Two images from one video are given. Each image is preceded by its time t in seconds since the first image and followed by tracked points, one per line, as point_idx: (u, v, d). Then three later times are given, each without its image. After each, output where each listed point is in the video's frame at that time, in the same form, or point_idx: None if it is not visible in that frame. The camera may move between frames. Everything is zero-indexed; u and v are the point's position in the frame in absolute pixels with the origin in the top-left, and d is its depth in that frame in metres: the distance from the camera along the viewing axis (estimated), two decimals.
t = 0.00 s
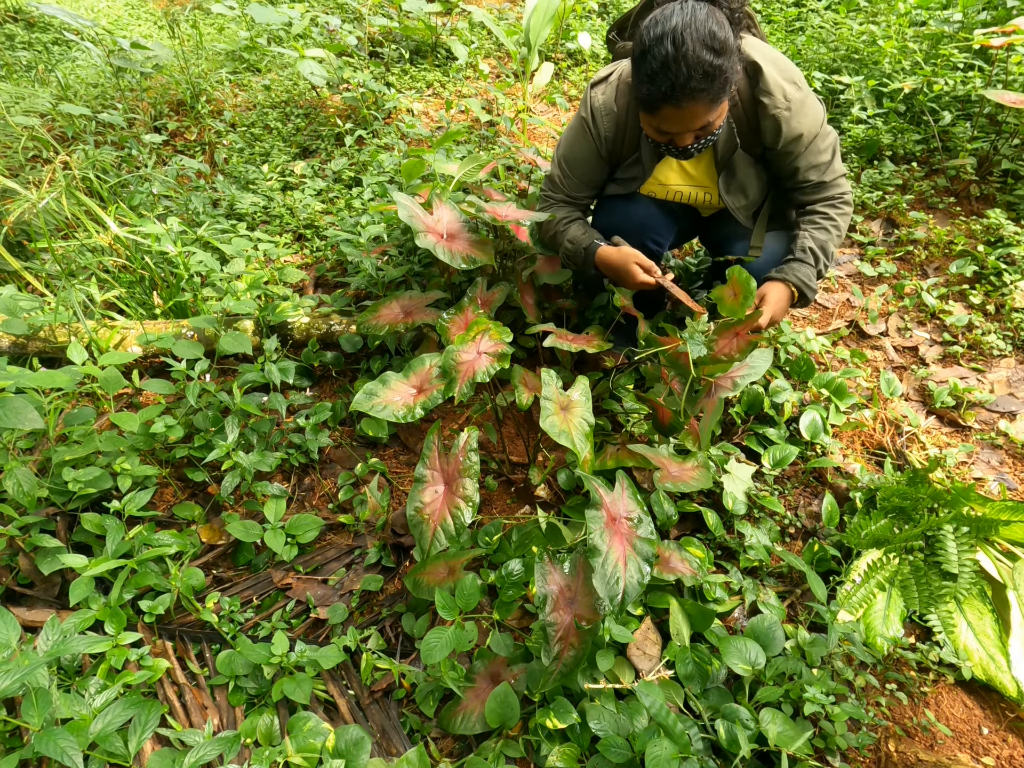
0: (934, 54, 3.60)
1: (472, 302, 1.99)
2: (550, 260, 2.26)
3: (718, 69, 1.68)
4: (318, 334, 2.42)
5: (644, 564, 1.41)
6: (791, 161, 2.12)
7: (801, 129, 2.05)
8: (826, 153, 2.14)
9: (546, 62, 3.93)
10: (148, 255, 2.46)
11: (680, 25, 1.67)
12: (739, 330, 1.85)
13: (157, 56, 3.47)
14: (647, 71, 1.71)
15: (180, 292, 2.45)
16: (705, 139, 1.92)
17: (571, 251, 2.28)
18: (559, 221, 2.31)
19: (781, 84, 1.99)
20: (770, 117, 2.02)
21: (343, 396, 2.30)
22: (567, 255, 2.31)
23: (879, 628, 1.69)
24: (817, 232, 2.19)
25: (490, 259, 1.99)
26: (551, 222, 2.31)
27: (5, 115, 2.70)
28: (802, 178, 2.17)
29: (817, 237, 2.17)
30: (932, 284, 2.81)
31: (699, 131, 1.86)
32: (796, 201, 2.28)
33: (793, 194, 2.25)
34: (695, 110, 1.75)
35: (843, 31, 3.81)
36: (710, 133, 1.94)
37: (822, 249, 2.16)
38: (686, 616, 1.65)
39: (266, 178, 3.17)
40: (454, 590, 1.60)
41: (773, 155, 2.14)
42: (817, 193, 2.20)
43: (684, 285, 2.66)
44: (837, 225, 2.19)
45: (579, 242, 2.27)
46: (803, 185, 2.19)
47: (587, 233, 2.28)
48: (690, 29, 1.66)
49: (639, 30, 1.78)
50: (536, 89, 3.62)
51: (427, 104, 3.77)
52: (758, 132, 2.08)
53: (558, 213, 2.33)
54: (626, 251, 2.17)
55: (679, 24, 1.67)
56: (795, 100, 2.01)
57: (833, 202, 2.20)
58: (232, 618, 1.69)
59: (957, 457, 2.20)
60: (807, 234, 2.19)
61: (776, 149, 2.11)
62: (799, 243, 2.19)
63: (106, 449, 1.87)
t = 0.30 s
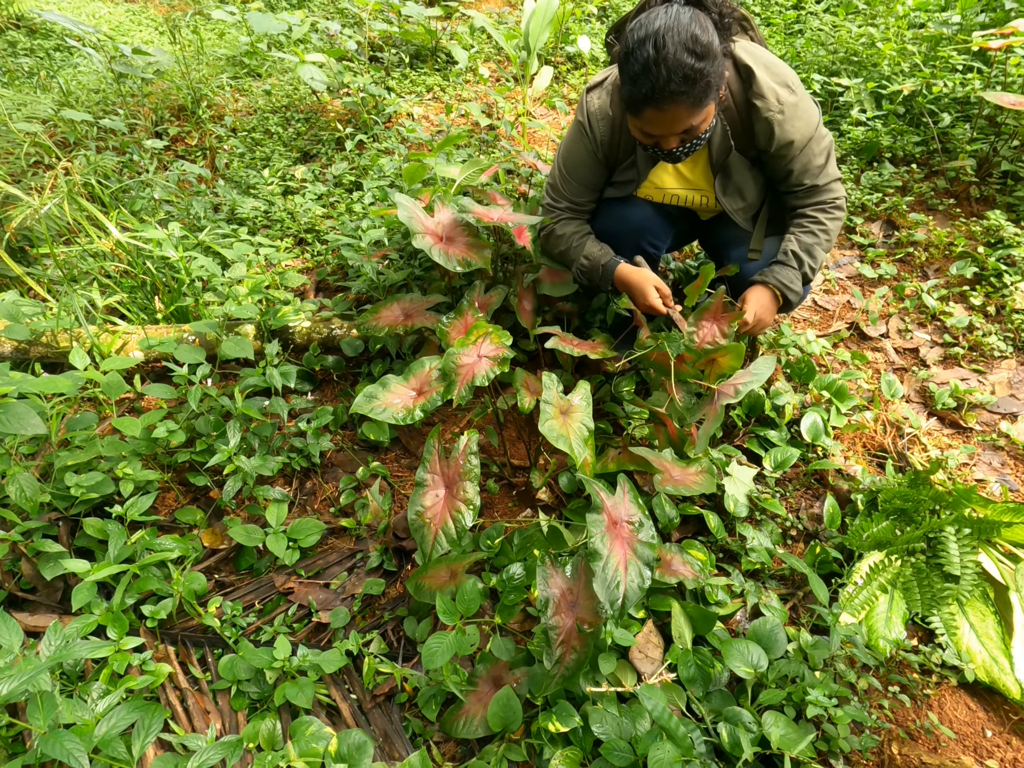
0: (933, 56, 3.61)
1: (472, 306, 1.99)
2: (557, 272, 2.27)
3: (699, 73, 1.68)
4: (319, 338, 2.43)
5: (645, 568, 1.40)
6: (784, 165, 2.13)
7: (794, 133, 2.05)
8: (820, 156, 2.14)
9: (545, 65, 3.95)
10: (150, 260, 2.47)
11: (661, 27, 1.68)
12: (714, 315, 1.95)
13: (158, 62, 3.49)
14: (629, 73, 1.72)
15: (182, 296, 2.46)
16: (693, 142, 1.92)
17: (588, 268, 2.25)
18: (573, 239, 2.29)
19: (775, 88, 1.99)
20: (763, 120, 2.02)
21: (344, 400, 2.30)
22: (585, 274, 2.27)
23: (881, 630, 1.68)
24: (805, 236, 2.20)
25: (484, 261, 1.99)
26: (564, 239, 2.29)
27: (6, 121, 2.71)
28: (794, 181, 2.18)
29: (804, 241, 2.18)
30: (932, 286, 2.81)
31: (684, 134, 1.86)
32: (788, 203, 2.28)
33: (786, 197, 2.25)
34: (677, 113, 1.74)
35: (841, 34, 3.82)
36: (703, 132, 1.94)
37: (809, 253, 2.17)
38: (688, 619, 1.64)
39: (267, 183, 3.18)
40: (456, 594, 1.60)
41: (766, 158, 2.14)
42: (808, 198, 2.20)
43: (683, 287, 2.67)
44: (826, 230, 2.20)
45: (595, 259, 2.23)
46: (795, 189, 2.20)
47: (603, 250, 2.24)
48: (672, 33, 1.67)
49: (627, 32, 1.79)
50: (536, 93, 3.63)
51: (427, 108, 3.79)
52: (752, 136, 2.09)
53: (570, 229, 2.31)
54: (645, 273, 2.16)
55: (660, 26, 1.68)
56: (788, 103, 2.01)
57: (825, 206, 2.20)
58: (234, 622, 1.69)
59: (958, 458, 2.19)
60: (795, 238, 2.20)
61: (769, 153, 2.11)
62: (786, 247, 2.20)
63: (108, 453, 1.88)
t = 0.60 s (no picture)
0: (934, 55, 3.60)
1: (473, 305, 1.99)
2: (562, 273, 2.25)
3: (695, 70, 1.68)
4: (320, 337, 2.42)
5: (646, 565, 1.40)
6: (787, 163, 2.12)
7: (798, 132, 2.04)
8: (823, 155, 2.13)
9: (546, 64, 3.95)
10: (150, 258, 2.47)
11: (658, 25, 1.68)
12: (716, 310, 1.93)
13: (159, 60, 3.48)
14: (626, 69, 1.72)
15: (182, 294, 2.46)
16: (693, 140, 1.91)
17: (594, 270, 2.24)
18: (580, 241, 2.28)
19: (779, 86, 1.99)
20: (767, 119, 2.02)
21: (345, 399, 2.30)
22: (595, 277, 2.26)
23: (882, 629, 1.68)
24: (807, 235, 2.20)
25: (490, 262, 1.99)
26: (572, 242, 2.29)
27: (6, 119, 2.70)
28: (797, 181, 2.18)
29: (807, 241, 2.18)
30: (933, 285, 2.80)
31: (682, 131, 1.85)
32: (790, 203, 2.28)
33: (789, 196, 2.25)
34: (673, 110, 1.74)
35: (842, 32, 3.81)
36: (705, 129, 1.94)
37: (811, 253, 2.17)
38: (688, 618, 1.65)
39: (267, 181, 3.18)
40: (457, 592, 1.60)
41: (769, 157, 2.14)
42: (811, 197, 2.19)
43: (684, 285, 2.69)
44: (829, 229, 2.20)
45: (602, 261, 2.23)
46: (797, 188, 2.19)
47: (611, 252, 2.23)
48: (669, 29, 1.67)
49: (625, 30, 1.79)
50: (537, 91, 3.63)
51: (427, 107, 3.78)
52: (756, 135, 2.08)
53: (576, 230, 2.31)
54: (650, 276, 2.17)
55: (657, 23, 1.68)
56: (792, 102, 2.01)
57: (827, 205, 2.20)
58: (235, 621, 1.69)
59: (959, 457, 2.19)
60: (797, 237, 2.20)
61: (772, 151, 2.11)
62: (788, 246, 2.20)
63: (109, 452, 1.88)
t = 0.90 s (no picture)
0: (933, 52, 3.60)
1: (470, 298, 1.98)
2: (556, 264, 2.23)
3: (698, 58, 1.67)
4: (316, 330, 2.41)
5: (641, 561, 1.40)
6: (789, 158, 2.12)
7: (800, 126, 2.04)
8: (825, 150, 2.13)
9: (545, 57, 3.93)
10: (145, 250, 2.45)
11: (661, 13, 1.67)
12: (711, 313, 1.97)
13: (154, 50, 3.45)
14: (628, 58, 1.71)
15: (177, 286, 2.44)
16: (695, 129, 1.90)
17: (576, 249, 2.19)
18: (565, 220, 2.25)
19: (781, 79, 1.99)
20: (769, 112, 2.01)
21: (341, 392, 2.29)
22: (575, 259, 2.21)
23: (876, 625, 1.69)
24: (808, 230, 2.19)
25: (481, 254, 1.97)
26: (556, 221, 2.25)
27: None
28: (798, 175, 2.17)
29: (808, 236, 2.17)
30: (930, 282, 2.80)
31: (685, 121, 1.85)
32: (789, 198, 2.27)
33: (790, 191, 2.24)
34: (676, 98, 1.73)
35: (842, 28, 3.80)
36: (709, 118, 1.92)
37: (812, 248, 2.16)
38: (683, 612, 1.65)
39: (263, 173, 3.16)
40: (452, 586, 1.60)
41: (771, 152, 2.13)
42: (812, 192, 2.19)
43: (683, 281, 2.68)
44: (829, 224, 2.19)
45: (585, 241, 2.18)
46: (798, 182, 2.19)
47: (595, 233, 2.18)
48: (672, 18, 1.66)
49: (628, 19, 1.78)
50: (535, 84, 3.61)
51: (425, 99, 3.76)
52: (757, 128, 2.08)
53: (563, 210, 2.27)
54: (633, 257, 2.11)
55: (661, 12, 1.67)
56: (794, 96, 2.01)
57: (827, 200, 2.19)
58: (229, 614, 1.69)
59: (954, 454, 2.20)
60: (799, 232, 2.19)
61: (773, 146, 2.10)
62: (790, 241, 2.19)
63: (103, 444, 1.87)
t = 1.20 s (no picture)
0: (931, 51, 3.60)
1: (467, 294, 1.98)
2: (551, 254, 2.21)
3: (701, 52, 1.66)
4: (313, 326, 2.40)
5: (638, 557, 1.40)
6: (789, 154, 2.11)
7: (799, 123, 2.03)
8: (824, 146, 2.11)
9: (543, 53, 3.92)
10: (141, 244, 2.43)
11: (664, 7, 1.66)
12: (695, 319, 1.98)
13: (150, 43, 3.43)
14: (630, 53, 1.70)
15: (173, 281, 2.43)
16: (696, 124, 1.90)
17: (531, 228, 2.18)
18: (535, 200, 2.24)
19: (780, 76, 1.98)
20: (769, 108, 2.01)
21: (337, 388, 2.28)
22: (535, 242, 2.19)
23: (871, 623, 1.70)
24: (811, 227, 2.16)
25: (485, 252, 1.97)
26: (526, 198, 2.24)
27: None
28: (799, 172, 2.15)
29: (812, 233, 2.14)
30: (927, 281, 2.81)
31: (687, 116, 1.84)
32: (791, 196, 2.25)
33: (791, 189, 2.23)
34: (678, 92, 1.72)
35: (840, 27, 3.80)
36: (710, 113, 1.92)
37: (817, 246, 2.13)
38: (679, 610, 1.65)
39: (260, 168, 3.14)
40: (448, 583, 1.60)
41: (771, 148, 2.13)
42: (814, 189, 2.17)
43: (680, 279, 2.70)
44: (832, 222, 2.16)
45: (540, 221, 2.16)
46: (800, 179, 2.17)
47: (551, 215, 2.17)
48: (674, 13, 1.66)
49: (629, 15, 1.78)
50: (534, 81, 3.60)
51: (423, 95, 3.75)
52: (757, 125, 2.07)
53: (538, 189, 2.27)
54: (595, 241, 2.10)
55: (663, 6, 1.66)
56: (794, 92, 2.01)
57: (830, 197, 2.16)
58: (225, 610, 1.69)
59: (949, 453, 2.20)
60: (802, 229, 2.16)
61: (773, 142, 2.10)
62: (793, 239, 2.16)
63: (98, 439, 1.86)
